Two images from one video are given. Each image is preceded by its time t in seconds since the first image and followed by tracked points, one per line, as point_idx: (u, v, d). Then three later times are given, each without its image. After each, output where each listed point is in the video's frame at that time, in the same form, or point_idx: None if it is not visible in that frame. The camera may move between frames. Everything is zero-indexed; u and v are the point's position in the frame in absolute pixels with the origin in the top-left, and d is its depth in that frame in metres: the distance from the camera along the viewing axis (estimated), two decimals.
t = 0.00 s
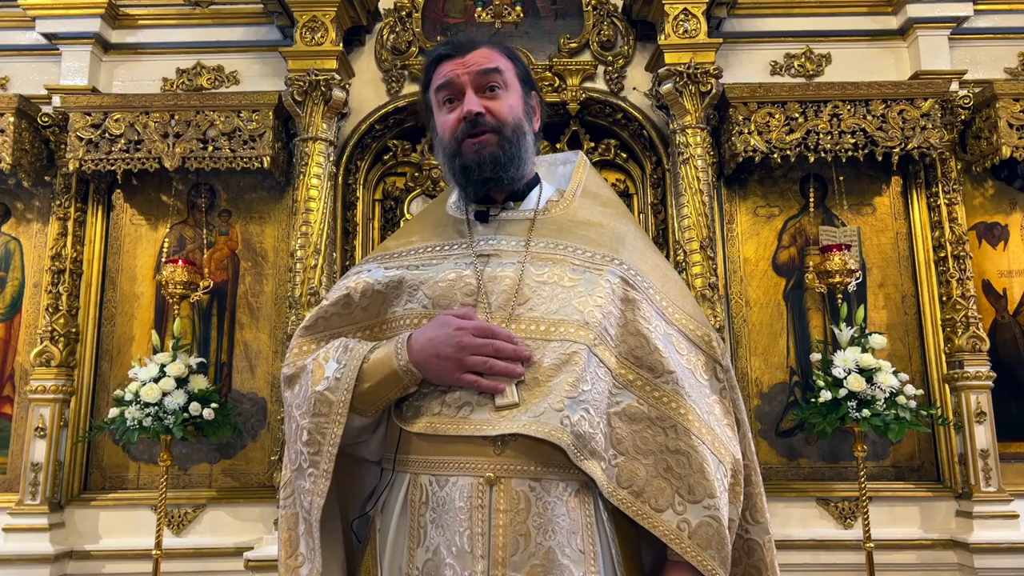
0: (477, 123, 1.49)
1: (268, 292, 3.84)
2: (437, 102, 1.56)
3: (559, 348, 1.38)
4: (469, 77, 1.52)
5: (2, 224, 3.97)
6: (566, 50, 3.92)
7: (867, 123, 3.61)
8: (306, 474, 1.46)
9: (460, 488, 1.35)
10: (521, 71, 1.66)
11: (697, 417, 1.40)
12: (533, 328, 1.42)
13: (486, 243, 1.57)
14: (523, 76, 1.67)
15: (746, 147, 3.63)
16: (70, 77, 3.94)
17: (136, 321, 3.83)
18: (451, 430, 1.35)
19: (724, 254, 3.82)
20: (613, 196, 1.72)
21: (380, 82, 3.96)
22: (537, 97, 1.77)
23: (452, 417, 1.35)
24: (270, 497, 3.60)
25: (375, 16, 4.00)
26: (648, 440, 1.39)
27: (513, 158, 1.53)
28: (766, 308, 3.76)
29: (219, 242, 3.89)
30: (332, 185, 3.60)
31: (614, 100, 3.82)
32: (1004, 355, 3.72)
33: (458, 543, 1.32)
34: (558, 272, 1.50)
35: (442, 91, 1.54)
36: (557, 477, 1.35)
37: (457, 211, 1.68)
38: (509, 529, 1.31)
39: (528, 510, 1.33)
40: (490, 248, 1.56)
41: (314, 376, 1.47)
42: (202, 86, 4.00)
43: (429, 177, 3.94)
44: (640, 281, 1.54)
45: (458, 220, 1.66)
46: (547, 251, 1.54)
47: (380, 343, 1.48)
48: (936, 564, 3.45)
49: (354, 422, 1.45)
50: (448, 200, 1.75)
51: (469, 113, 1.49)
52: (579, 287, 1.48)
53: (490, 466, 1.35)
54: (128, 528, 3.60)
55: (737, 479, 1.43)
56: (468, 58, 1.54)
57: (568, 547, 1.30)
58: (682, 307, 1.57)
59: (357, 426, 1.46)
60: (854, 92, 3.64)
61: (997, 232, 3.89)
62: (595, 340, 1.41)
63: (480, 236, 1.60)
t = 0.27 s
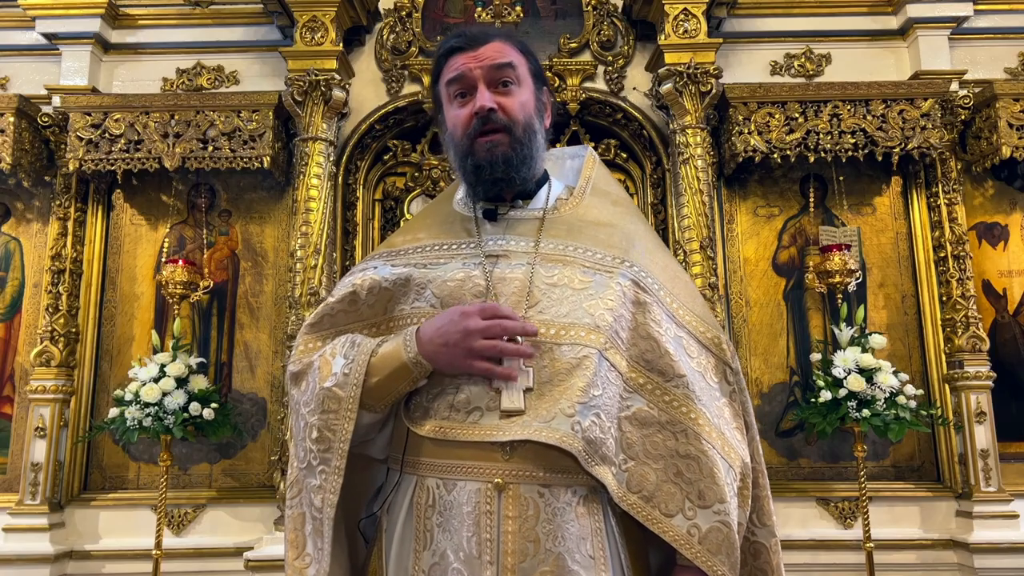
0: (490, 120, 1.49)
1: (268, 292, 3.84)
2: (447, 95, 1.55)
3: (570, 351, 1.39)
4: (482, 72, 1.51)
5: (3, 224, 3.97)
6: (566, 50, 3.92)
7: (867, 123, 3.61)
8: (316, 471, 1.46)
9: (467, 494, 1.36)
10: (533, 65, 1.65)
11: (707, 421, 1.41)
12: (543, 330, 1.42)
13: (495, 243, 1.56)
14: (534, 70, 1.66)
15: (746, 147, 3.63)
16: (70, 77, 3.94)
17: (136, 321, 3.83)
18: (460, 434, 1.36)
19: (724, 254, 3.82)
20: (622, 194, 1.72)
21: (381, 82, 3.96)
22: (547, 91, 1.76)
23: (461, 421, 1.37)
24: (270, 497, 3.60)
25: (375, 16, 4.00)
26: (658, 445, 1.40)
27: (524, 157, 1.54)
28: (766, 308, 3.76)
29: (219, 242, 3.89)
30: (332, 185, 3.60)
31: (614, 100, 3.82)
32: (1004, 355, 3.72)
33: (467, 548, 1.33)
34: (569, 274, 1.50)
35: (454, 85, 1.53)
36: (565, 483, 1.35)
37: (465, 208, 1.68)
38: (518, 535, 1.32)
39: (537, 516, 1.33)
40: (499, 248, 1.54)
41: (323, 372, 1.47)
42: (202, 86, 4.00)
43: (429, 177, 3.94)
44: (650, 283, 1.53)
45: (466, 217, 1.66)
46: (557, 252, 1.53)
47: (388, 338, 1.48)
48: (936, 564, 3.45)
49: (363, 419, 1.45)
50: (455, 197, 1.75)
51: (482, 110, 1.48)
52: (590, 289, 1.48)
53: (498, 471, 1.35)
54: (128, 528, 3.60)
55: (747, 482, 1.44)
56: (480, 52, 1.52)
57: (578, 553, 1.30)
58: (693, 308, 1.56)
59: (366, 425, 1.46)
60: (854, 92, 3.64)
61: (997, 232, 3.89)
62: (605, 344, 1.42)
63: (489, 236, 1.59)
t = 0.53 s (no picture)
0: (521, 117, 1.49)
1: (268, 292, 3.84)
2: (476, 85, 1.54)
3: (583, 346, 1.39)
4: (517, 68, 1.50)
5: (3, 224, 3.97)
6: (566, 51, 3.92)
7: (867, 123, 3.61)
8: (326, 461, 1.45)
9: (480, 489, 1.36)
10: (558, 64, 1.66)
11: (719, 419, 1.42)
12: (556, 326, 1.42)
13: (507, 239, 1.55)
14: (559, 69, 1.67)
15: (746, 147, 3.63)
16: (70, 77, 3.94)
17: (136, 321, 3.83)
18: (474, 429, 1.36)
19: (724, 254, 3.82)
20: (631, 195, 1.72)
21: (381, 82, 3.96)
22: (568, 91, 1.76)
23: (474, 416, 1.36)
24: (270, 497, 3.60)
25: (375, 16, 4.00)
26: (671, 443, 1.41)
27: (549, 156, 1.55)
28: (766, 308, 3.76)
29: (219, 242, 3.89)
30: (332, 185, 3.60)
31: (614, 100, 3.82)
32: (1004, 355, 3.72)
33: (479, 544, 1.32)
34: (581, 271, 1.50)
35: (485, 77, 1.52)
36: (578, 479, 1.35)
37: (474, 205, 1.67)
38: (531, 531, 1.32)
39: (552, 512, 1.33)
40: (510, 244, 1.54)
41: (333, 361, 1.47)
42: (202, 86, 4.00)
43: (429, 177, 3.95)
44: (662, 282, 1.54)
45: (475, 214, 1.65)
46: (568, 249, 1.53)
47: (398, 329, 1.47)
48: (936, 564, 3.45)
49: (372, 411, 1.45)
50: (465, 193, 1.74)
51: (515, 106, 1.48)
52: (603, 286, 1.48)
53: (512, 466, 1.35)
54: (128, 528, 3.60)
55: (757, 481, 1.45)
56: (515, 48, 1.52)
57: (593, 549, 1.30)
58: (704, 308, 1.56)
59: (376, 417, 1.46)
60: (854, 92, 3.64)
61: (997, 232, 3.89)
62: (618, 340, 1.42)
63: (499, 233, 1.58)
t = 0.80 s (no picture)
0: (557, 106, 1.52)
1: (268, 292, 3.84)
2: (517, 73, 1.58)
3: (601, 340, 1.40)
4: (562, 63, 1.55)
5: (3, 224, 3.97)
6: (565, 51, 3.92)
7: (867, 123, 3.61)
8: (342, 448, 1.41)
9: (499, 480, 1.34)
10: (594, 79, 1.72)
11: (732, 421, 1.44)
12: (575, 319, 1.42)
13: (524, 233, 1.55)
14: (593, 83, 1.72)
15: (746, 147, 3.63)
16: (70, 77, 3.94)
17: (136, 321, 3.83)
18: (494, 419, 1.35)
19: (724, 254, 3.82)
20: (640, 200, 1.75)
21: (381, 82, 3.96)
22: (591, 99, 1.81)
23: (494, 406, 1.35)
24: (270, 497, 3.60)
25: (375, 16, 4.00)
26: (688, 442, 1.42)
27: (575, 150, 1.57)
28: (766, 308, 3.76)
29: (219, 242, 3.89)
30: (332, 185, 3.60)
31: (614, 100, 3.82)
32: (1004, 355, 3.72)
33: (499, 535, 1.32)
34: (597, 267, 1.51)
35: (529, 66, 1.56)
36: (597, 472, 1.36)
37: (489, 202, 1.67)
38: (552, 522, 1.31)
39: (573, 503, 1.33)
40: (527, 238, 1.54)
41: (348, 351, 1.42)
42: (202, 86, 4.00)
43: (429, 177, 3.95)
44: (674, 284, 1.56)
45: (490, 210, 1.64)
46: (585, 246, 1.54)
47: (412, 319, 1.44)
48: (936, 564, 3.45)
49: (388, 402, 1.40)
50: (477, 189, 1.74)
51: (554, 94, 1.52)
52: (621, 283, 1.49)
53: (531, 457, 1.34)
54: (128, 528, 3.60)
55: (767, 483, 1.47)
56: (563, 47, 1.58)
57: (615, 541, 1.31)
58: (714, 315, 1.60)
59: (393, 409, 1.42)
60: (854, 92, 3.64)
61: (997, 232, 3.89)
62: (636, 334, 1.43)
63: (515, 228, 1.58)
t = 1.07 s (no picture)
0: (563, 103, 1.53)
1: (268, 292, 3.84)
2: (524, 80, 1.60)
3: (623, 339, 1.40)
4: (566, 64, 1.56)
5: (3, 224, 3.97)
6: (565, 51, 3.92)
7: (867, 123, 3.61)
8: (369, 440, 1.41)
9: (519, 473, 1.33)
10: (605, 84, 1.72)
11: (745, 426, 1.46)
12: (597, 319, 1.42)
13: (546, 233, 1.55)
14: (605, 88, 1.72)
15: (746, 147, 3.63)
16: (70, 77, 3.94)
17: (136, 321, 3.83)
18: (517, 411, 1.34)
19: (724, 254, 3.82)
20: (655, 208, 1.76)
21: (381, 82, 3.96)
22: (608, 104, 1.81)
23: (516, 400, 1.35)
24: (269, 497, 3.60)
25: (375, 16, 4.00)
26: (704, 447, 1.43)
27: (586, 145, 1.55)
28: (766, 308, 3.76)
29: (219, 242, 3.89)
30: (332, 185, 3.60)
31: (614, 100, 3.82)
32: (1004, 355, 3.72)
33: (518, 528, 1.30)
34: (619, 269, 1.51)
35: (534, 71, 1.58)
36: (616, 469, 1.36)
37: (508, 204, 1.65)
38: (572, 516, 1.30)
39: (592, 498, 1.32)
40: (549, 238, 1.54)
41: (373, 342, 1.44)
42: (202, 86, 4.00)
43: (429, 178, 3.96)
44: (690, 291, 1.57)
45: (512, 211, 1.63)
46: (606, 248, 1.54)
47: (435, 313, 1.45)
48: (936, 564, 3.45)
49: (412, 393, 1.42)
50: (497, 190, 1.73)
51: (559, 91, 1.53)
52: (642, 286, 1.49)
53: (552, 451, 1.33)
54: (128, 528, 3.60)
55: (777, 491, 1.48)
56: (566, 51, 1.60)
57: (634, 539, 1.31)
58: (727, 324, 1.61)
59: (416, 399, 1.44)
60: (854, 92, 3.64)
61: (997, 232, 3.89)
62: (655, 337, 1.44)
63: (537, 228, 1.57)
